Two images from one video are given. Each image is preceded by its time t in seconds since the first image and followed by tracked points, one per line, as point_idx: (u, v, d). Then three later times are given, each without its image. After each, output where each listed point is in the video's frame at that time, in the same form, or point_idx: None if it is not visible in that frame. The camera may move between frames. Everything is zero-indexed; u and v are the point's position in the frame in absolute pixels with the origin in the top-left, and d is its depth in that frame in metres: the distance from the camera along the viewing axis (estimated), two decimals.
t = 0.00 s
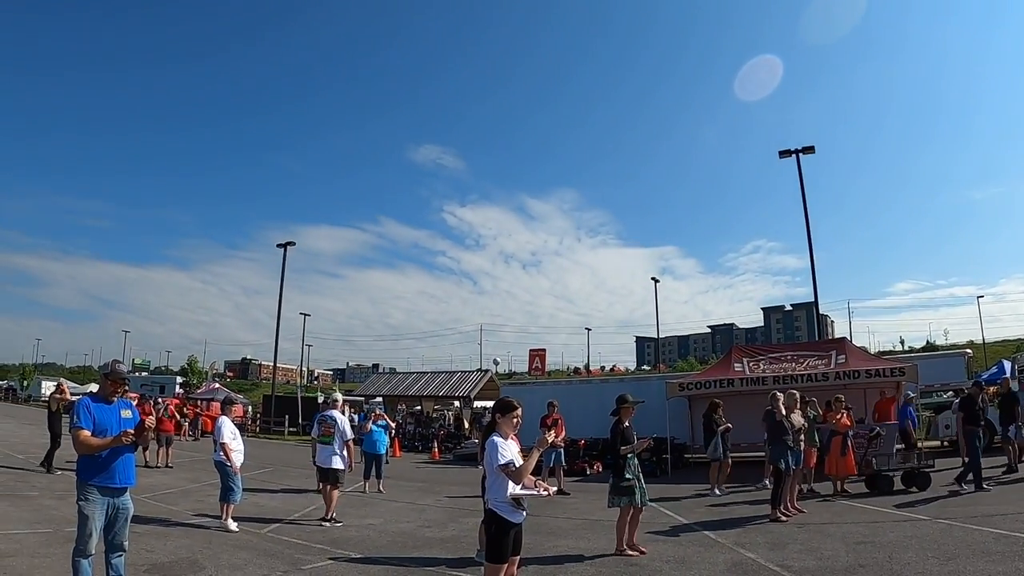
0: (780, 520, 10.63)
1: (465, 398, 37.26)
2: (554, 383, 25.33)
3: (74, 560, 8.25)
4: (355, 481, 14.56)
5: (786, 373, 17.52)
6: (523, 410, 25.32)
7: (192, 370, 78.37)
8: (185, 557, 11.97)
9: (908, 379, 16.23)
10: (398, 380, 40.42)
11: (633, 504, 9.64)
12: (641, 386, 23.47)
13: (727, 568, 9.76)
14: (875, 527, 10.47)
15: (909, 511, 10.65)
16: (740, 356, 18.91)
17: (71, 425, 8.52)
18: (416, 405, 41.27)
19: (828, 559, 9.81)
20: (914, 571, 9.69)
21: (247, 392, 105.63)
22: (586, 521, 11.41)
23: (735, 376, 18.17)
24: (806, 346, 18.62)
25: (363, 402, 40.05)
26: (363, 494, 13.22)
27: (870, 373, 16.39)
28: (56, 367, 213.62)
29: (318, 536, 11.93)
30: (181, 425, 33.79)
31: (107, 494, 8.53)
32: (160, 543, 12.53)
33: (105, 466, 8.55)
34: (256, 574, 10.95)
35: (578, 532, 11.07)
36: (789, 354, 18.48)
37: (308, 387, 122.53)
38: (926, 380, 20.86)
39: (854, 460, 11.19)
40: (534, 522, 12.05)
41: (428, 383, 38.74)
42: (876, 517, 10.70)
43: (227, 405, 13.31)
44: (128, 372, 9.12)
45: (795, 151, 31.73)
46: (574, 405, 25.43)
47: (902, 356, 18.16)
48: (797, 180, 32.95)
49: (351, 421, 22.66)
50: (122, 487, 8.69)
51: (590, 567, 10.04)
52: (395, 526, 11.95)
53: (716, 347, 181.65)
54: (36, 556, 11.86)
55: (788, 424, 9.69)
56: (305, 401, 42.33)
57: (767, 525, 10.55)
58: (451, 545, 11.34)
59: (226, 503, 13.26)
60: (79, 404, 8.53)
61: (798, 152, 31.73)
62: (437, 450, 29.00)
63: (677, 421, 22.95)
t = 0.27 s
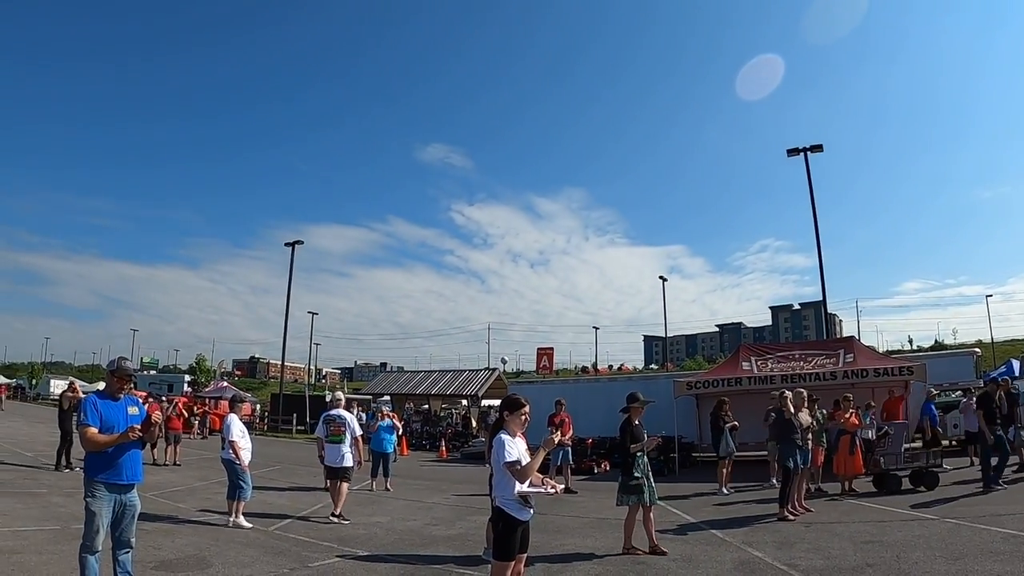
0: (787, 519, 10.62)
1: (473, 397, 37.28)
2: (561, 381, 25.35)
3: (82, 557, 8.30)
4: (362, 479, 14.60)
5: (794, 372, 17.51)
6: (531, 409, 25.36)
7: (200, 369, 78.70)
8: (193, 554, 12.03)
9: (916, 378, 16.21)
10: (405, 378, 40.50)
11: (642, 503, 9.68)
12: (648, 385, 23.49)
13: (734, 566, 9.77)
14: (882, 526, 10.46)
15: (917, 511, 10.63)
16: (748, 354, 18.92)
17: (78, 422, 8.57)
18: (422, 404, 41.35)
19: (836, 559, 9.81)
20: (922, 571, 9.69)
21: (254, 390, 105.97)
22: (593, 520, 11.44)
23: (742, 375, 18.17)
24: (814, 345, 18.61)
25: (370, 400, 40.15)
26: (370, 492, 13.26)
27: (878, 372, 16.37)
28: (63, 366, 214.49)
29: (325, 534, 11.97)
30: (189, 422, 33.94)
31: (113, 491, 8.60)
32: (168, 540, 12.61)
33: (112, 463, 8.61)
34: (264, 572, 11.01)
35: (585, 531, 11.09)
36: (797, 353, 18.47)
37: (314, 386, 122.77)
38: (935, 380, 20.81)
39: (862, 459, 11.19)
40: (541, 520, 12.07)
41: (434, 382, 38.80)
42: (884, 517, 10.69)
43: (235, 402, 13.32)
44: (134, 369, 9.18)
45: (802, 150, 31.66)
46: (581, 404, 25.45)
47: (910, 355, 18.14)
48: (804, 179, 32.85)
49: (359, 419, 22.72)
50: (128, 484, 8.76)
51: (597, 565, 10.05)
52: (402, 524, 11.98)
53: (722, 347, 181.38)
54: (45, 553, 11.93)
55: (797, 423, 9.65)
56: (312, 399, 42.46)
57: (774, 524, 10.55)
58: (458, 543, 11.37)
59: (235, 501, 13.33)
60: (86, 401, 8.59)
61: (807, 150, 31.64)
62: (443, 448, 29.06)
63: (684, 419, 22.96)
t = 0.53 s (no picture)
0: (787, 516, 10.63)
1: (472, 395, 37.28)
2: (560, 378, 25.36)
3: (82, 555, 8.31)
4: (361, 477, 14.60)
5: (794, 369, 17.52)
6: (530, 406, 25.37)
7: (199, 367, 78.73)
8: (192, 552, 12.04)
9: (916, 375, 16.23)
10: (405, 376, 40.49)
11: (646, 500, 9.71)
12: (648, 382, 23.50)
13: (734, 563, 9.78)
14: (882, 523, 10.47)
15: (917, 507, 10.64)
16: (747, 351, 18.94)
17: (77, 421, 8.57)
18: (421, 402, 41.37)
19: (836, 555, 9.83)
20: (923, 568, 9.70)
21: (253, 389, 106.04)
22: (593, 517, 11.44)
23: (742, 372, 18.18)
24: (813, 342, 18.62)
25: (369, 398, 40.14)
26: (370, 490, 13.26)
27: (878, 369, 16.37)
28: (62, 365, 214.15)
29: (325, 531, 12.00)
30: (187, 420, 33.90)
31: (113, 489, 8.62)
32: (168, 538, 12.61)
33: (111, 461, 8.62)
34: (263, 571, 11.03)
35: (584, 528, 11.09)
36: (797, 350, 18.48)
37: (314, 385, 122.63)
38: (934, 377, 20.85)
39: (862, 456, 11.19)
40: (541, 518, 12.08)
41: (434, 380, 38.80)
42: (883, 513, 10.70)
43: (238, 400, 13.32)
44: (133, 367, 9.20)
45: (800, 148, 31.70)
46: (581, 401, 25.46)
47: (910, 352, 18.15)
48: (802, 177, 32.84)
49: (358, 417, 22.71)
50: (127, 481, 8.78)
51: (597, 562, 10.06)
52: (402, 522, 11.98)
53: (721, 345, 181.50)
54: (44, 551, 11.94)
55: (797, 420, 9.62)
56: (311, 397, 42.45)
57: (774, 521, 10.56)
58: (458, 540, 11.37)
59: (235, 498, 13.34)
60: (85, 399, 8.60)
61: (806, 148, 31.60)
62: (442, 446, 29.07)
63: (683, 416, 22.99)
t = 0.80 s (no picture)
0: (775, 513, 10.64)
1: (462, 393, 37.26)
2: (548, 376, 25.35)
3: (69, 554, 8.26)
4: (350, 476, 14.55)
5: (782, 366, 17.55)
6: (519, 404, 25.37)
7: (187, 366, 78.43)
8: (181, 551, 11.98)
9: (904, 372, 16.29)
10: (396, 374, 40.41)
11: (639, 497, 9.69)
12: (636, 380, 23.54)
13: (722, 560, 9.80)
14: (870, 520, 10.49)
15: (906, 504, 10.66)
16: (736, 349, 18.96)
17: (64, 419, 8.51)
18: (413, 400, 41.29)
19: (824, 552, 9.84)
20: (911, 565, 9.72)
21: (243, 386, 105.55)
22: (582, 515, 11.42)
23: (730, 369, 18.20)
24: (801, 340, 18.68)
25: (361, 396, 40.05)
26: (359, 489, 13.22)
27: (866, 367, 16.41)
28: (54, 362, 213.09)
29: (313, 530, 11.95)
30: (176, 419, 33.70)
31: (100, 488, 8.57)
32: (156, 537, 12.55)
33: (98, 459, 8.57)
34: (252, 570, 11.00)
35: (573, 526, 11.08)
36: (785, 348, 18.53)
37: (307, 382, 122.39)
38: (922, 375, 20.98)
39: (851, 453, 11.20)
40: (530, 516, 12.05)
41: (424, 378, 38.76)
42: (872, 510, 10.72)
43: (229, 399, 13.38)
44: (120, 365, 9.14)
45: (791, 146, 31.73)
46: (569, 399, 25.47)
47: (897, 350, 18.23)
48: (792, 176, 32.87)
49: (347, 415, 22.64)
50: (115, 480, 8.72)
51: (585, 560, 10.06)
52: (391, 520, 11.95)
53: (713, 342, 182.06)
54: (31, 551, 11.88)
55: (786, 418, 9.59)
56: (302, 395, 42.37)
57: (763, 517, 10.58)
58: (446, 538, 11.35)
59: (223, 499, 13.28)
60: (71, 398, 8.55)
61: (795, 146, 31.66)
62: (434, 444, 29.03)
63: (671, 413, 23.05)
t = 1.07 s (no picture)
0: (750, 508, 10.66)
1: (439, 388, 37.18)
2: (524, 372, 25.32)
3: (42, 551, 8.12)
4: (324, 471, 14.46)
5: (757, 363, 17.62)
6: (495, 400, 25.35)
7: (163, 362, 77.72)
8: (155, 548, 11.85)
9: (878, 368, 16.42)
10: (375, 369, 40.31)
11: (617, 491, 9.69)
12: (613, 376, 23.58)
13: (698, 554, 9.81)
14: (844, 514, 10.53)
15: (880, 499, 10.72)
16: (712, 346, 19.01)
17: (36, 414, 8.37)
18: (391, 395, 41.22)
19: (799, 546, 9.88)
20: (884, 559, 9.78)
21: (221, 381, 104.86)
22: (557, 510, 11.40)
23: (706, 365, 18.26)
24: (776, 336, 18.76)
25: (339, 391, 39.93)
26: (334, 484, 13.14)
27: (841, 363, 16.50)
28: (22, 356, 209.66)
29: (288, 526, 11.90)
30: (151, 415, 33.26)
31: (73, 483, 8.42)
32: (130, 534, 12.41)
33: (70, 454, 8.43)
34: (227, 566, 10.91)
35: (548, 521, 11.07)
36: (760, 345, 18.62)
37: (291, 376, 121.91)
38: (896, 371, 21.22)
39: (825, 448, 11.26)
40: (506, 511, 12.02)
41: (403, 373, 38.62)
42: (846, 505, 10.76)
43: (210, 394, 13.34)
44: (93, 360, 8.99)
45: (766, 143, 31.92)
46: (545, 395, 25.48)
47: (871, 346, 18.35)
48: (767, 173, 33.06)
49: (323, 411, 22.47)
50: (88, 476, 8.58)
51: (560, 555, 10.04)
52: (367, 515, 11.89)
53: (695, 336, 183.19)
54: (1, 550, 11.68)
55: (762, 413, 9.57)
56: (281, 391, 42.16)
57: (738, 513, 10.60)
58: (422, 533, 11.31)
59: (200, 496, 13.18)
60: (43, 393, 8.39)
61: (770, 144, 31.75)
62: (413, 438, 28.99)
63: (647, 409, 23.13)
